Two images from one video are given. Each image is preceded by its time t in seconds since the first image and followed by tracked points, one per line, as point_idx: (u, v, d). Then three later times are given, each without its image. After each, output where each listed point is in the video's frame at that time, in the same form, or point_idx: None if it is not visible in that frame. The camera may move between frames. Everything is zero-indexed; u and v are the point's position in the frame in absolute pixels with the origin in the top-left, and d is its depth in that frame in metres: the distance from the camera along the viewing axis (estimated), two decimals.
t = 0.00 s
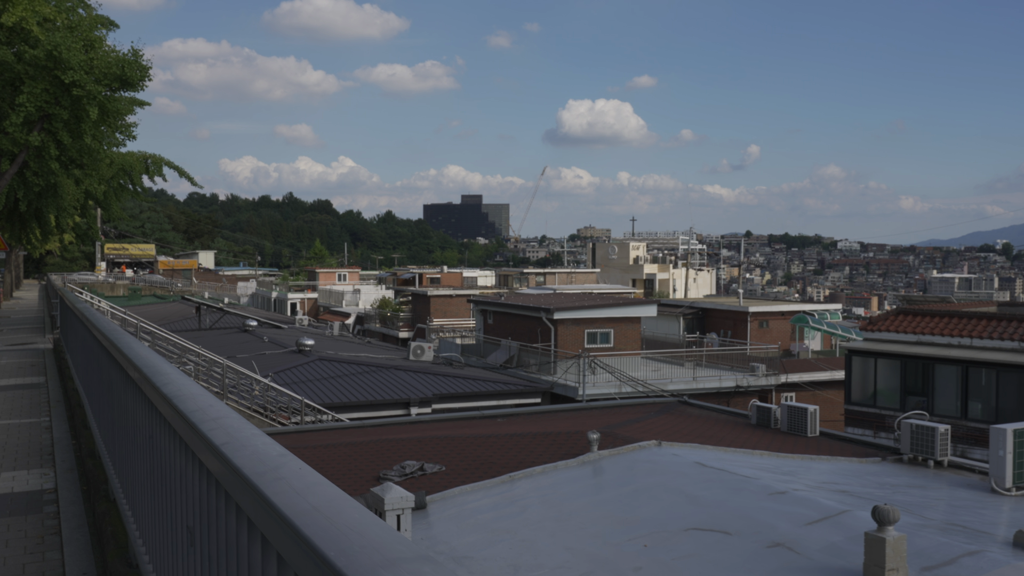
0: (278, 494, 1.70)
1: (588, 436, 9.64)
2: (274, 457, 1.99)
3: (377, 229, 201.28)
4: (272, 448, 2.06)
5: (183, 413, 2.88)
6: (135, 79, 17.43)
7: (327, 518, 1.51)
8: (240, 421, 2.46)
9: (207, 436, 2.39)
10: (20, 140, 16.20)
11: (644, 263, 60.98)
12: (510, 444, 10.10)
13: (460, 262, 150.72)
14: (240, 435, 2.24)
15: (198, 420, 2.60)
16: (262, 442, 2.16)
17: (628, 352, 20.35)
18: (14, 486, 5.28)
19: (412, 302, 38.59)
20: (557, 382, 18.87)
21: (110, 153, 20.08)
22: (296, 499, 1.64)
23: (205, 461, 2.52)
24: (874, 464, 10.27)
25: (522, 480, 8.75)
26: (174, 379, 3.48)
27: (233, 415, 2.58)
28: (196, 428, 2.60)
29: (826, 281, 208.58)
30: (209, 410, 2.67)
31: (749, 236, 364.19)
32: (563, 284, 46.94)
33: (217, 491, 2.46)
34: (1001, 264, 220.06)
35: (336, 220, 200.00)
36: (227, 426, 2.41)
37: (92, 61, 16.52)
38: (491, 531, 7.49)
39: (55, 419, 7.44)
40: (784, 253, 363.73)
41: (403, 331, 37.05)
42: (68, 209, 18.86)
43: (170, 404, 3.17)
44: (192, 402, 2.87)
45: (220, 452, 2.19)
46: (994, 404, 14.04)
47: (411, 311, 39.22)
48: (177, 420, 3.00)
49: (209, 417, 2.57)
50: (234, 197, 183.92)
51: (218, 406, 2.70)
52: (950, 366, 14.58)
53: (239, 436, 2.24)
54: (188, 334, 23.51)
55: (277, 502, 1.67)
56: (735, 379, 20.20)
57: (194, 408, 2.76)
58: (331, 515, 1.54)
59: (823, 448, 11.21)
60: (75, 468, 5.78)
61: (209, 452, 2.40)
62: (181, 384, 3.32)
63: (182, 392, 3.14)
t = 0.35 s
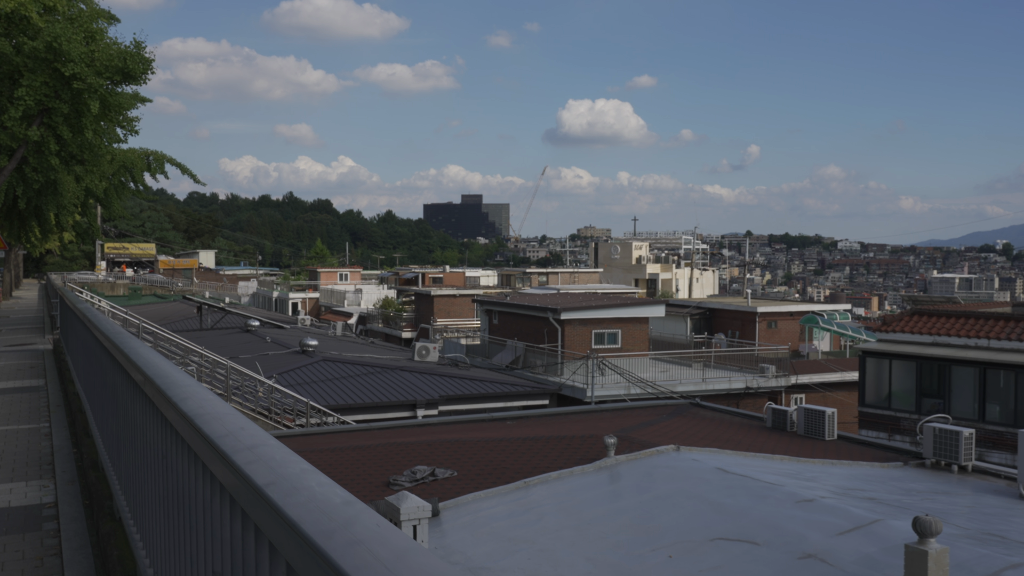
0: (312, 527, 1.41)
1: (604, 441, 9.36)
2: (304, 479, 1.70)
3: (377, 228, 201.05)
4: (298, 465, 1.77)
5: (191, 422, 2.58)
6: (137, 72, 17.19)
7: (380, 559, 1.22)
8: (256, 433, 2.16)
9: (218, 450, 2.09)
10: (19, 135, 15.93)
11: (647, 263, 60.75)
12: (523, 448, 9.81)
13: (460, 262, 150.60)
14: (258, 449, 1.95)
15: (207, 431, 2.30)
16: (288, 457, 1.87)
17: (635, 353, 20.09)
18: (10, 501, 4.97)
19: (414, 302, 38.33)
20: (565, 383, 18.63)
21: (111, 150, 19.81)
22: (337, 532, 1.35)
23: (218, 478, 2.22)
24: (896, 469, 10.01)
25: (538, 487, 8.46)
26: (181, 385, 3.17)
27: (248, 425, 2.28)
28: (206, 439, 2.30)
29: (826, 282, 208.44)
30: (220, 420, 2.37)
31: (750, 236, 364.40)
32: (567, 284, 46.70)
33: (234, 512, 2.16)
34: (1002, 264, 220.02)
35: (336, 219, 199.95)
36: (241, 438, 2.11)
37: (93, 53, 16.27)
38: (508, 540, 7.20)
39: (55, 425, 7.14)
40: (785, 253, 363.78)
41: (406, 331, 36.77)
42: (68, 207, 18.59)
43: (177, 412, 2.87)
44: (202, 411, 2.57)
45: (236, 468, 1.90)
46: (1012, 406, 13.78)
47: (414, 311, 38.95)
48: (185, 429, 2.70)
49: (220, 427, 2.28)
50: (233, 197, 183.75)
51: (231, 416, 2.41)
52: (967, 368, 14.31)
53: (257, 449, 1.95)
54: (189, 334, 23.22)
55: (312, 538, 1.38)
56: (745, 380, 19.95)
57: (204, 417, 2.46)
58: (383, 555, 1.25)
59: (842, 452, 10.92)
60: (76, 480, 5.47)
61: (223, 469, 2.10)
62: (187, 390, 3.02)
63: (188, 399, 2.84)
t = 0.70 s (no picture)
0: (392, 571, 1.10)
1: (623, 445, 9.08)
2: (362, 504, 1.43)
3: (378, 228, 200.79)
4: (355, 484, 1.45)
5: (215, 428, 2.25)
6: (139, 65, 16.97)
7: None
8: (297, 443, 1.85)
9: (250, 462, 1.77)
10: (20, 130, 15.66)
11: (650, 263, 60.48)
12: (539, 452, 9.54)
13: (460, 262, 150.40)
14: (302, 462, 1.64)
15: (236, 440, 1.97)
16: (340, 474, 1.57)
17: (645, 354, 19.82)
18: (12, 516, 4.69)
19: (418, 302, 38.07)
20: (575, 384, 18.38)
21: (113, 147, 19.55)
22: None
23: (250, 496, 1.90)
24: (922, 473, 9.74)
25: (556, 492, 8.18)
26: (201, 387, 2.86)
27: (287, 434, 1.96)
28: (235, 449, 1.98)
29: (827, 282, 208.21)
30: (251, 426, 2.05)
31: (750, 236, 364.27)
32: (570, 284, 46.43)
33: (271, 536, 1.83)
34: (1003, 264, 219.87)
35: (336, 219, 199.76)
36: (278, 449, 1.78)
37: (96, 46, 16.03)
38: (528, 547, 6.92)
39: (58, 432, 6.86)
40: (785, 253, 363.67)
41: (409, 331, 36.50)
42: (70, 205, 18.32)
43: (197, 418, 2.56)
44: (228, 418, 2.25)
45: (275, 486, 1.58)
46: None
47: (417, 311, 38.68)
48: (207, 438, 2.39)
49: (251, 434, 1.95)
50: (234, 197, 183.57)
51: (265, 421, 2.09)
52: (987, 369, 14.03)
53: (300, 462, 1.64)
54: (191, 335, 22.93)
55: None
56: (756, 382, 19.70)
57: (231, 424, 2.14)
58: None
59: (864, 455, 10.64)
60: (82, 492, 5.20)
61: (258, 486, 1.78)
62: (207, 394, 2.70)
63: (210, 404, 2.53)
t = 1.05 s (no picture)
0: None
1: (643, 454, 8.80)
2: None
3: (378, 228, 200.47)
4: None
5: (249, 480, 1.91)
6: (142, 60, 16.67)
7: None
8: (369, 513, 1.52)
9: (310, 539, 1.46)
10: (19, 127, 15.36)
11: (653, 263, 60.23)
12: (554, 459, 9.27)
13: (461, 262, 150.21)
14: (383, 545, 1.33)
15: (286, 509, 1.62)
16: (426, 556, 1.29)
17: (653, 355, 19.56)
18: (8, 541, 4.42)
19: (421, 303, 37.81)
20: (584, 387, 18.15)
21: (114, 146, 19.28)
22: None
23: (306, 574, 1.58)
24: (948, 480, 9.47)
25: (575, 501, 7.92)
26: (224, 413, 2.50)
27: (350, 494, 1.63)
28: (283, 512, 1.64)
29: (828, 281, 207.97)
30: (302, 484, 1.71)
31: (750, 236, 364.34)
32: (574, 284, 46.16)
33: None
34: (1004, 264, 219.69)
35: (336, 219, 199.55)
36: (348, 525, 1.46)
37: (98, 40, 15.77)
38: (548, 560, 6.64)
39: (58, 444, 6.58)
40: (786, 252, 363.58)
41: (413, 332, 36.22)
42: (70, 205, 18.06)
43: (223, 455, 2.22)
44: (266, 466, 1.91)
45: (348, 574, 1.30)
46: None
47: (420, 312, 38.41)
48: (234, 476, 2.12)
49: (301, 495, 1.63)
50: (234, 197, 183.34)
51: (317, 474, 1.77)
52: (1005, 371, 13.77)
53: (382, 546, 1.33)
54: (193, 336, 22.65)
55: None
56: (767, 384, 19.45)
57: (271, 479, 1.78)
58: None
59: (886, 461, 10.37)
60: (84, 513, 4.92)
61: (320, 569, 1.45)
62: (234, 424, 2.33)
63: (239, 439, 2.17)
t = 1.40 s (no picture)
0: None
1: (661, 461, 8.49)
2: None
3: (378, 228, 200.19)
4: None
5: (267, 508, 1.58)
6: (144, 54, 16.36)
7: None
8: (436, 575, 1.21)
9: None
10: (18, 122, 15.06)
11: (655, 263, 59.94)
12: (569, 465, 8.97)
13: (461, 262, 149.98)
14: None
15: (316, 547, 1.29)
16: None
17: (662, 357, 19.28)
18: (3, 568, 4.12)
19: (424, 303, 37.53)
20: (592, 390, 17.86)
21: (114, 143, 19.00)
22: None
23: None
24: (974, 487, 9.19)
25: (593, 511, 7.62)
26: (232, 423, 2.18)
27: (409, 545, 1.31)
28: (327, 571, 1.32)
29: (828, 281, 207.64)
30: (341, 515, 1.39)
31: (750, 236, 364.21)
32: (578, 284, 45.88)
33: None
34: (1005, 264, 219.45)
35: (337, 219, 199.34)
36: None
37: (99, 32, 15.47)
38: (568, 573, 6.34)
39: (57, 456, 6.28)
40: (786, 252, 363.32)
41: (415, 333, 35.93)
42: (70, 203, 17.80)
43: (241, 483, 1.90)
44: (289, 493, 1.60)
45: None
46: None
47: (423, 312, 38.12)
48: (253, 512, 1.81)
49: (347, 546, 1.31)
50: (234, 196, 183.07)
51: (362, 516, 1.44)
52: None
53: None
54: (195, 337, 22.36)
55: None
56: (777, 386, 19.17)
57: (295, 506, 1.46)
58: None
59: (908, 467, 10.06)
60: (85, 536, 4.63)
61: None
62: (242, 437, 2.01)
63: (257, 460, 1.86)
